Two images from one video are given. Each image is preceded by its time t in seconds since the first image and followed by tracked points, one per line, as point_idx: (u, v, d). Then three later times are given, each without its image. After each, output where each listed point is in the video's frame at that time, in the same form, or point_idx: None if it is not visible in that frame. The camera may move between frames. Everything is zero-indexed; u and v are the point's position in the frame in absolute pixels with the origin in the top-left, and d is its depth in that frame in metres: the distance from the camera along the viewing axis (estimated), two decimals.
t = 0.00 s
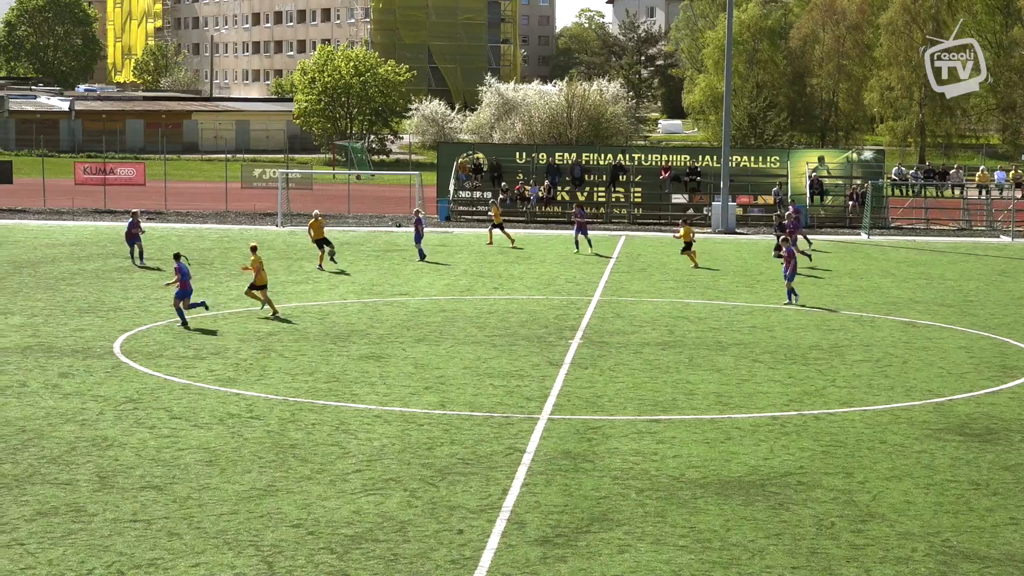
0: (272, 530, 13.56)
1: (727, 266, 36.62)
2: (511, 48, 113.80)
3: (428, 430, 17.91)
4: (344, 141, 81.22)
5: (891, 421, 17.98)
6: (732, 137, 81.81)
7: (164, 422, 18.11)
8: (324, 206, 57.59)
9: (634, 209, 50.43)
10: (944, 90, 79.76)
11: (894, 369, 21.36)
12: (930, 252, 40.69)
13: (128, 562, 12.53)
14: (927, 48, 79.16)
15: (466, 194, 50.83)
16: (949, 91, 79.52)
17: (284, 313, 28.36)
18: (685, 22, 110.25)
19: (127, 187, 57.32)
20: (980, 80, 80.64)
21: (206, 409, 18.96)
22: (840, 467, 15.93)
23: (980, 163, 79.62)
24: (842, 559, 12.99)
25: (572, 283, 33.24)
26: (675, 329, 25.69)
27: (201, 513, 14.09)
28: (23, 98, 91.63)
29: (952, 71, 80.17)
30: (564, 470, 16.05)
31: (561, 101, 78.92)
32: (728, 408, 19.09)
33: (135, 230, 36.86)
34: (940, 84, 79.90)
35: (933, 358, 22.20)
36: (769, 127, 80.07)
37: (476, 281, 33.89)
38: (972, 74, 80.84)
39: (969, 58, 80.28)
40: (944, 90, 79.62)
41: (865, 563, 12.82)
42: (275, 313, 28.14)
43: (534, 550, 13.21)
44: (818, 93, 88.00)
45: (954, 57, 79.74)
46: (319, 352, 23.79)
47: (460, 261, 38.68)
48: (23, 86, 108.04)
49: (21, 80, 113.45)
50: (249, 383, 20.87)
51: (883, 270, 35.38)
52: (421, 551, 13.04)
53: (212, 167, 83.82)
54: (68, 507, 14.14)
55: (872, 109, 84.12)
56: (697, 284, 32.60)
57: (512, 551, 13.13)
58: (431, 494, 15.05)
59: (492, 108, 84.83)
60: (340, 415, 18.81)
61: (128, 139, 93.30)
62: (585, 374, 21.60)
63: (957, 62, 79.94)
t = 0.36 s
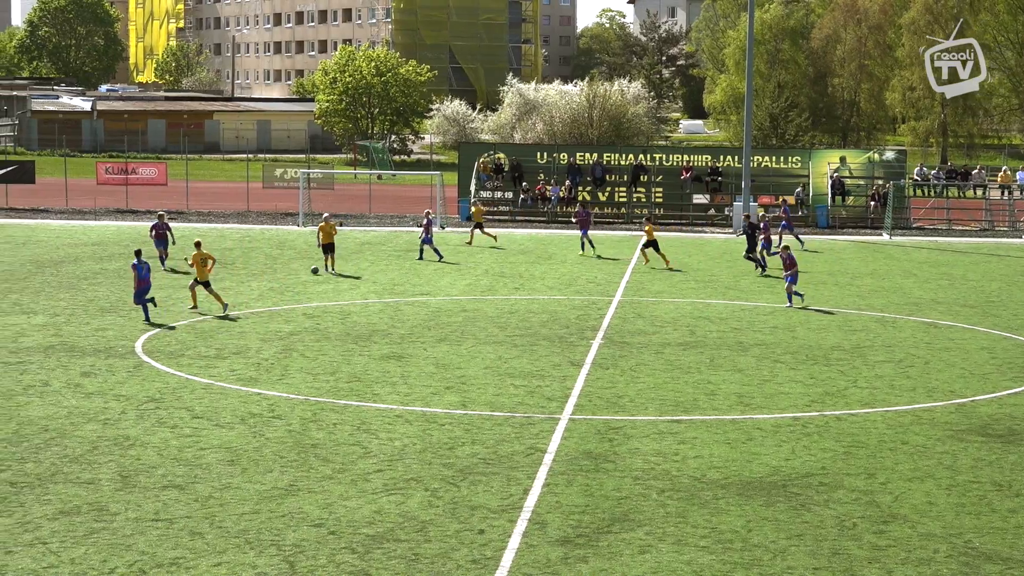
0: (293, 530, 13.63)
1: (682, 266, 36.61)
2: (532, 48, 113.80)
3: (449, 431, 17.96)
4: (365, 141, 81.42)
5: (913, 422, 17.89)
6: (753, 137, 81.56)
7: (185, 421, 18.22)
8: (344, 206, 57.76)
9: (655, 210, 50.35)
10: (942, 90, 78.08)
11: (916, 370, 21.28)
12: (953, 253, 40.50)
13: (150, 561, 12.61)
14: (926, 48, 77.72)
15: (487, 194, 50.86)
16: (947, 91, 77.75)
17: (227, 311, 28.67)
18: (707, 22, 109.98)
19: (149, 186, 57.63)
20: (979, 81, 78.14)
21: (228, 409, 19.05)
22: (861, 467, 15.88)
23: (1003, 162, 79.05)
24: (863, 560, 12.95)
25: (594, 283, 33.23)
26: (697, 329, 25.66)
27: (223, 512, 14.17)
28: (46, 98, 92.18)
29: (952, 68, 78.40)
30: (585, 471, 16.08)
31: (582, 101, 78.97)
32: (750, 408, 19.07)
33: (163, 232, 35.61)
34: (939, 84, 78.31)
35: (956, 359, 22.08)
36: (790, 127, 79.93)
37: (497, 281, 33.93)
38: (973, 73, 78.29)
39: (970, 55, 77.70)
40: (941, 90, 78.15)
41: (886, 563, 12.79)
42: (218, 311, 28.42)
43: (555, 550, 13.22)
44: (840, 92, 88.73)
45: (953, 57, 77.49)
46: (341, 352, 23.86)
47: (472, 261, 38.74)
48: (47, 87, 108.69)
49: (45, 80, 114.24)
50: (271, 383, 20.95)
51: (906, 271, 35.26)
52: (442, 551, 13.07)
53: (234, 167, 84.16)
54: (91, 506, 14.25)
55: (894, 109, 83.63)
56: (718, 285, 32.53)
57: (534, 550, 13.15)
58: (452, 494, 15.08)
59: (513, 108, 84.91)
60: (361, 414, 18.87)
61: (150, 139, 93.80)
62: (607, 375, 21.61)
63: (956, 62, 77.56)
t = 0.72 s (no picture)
0: (345, 530, 13.82)
1: (671, 266, 36.97)
2: (583, 48, 113.62)
3: (500, 431, 18.10)
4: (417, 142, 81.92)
5: (967, 424, 17.76)
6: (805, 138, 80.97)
7: (238, 420, 18.52)
8: (396, 206, 58.24)
9: (707, 210, 50.30)
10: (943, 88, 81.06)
11: (970, 372, 21.09)
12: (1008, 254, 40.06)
13: (203, 559, 12.84)
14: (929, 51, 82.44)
15: (538, 195, 50.99)
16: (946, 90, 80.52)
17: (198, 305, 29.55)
18: (759, 21, 109.31)
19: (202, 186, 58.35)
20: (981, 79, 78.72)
21: (280, 408, 19.30)
22: (915, 470, 15.79)
23: None
24: (915, 563, 12.90)
25: (645, 283, 33.26)
26: (748, 331, 25.60)
27: (275, 511, 14.42)
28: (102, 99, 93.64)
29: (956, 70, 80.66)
30: (637, 472, 16.13)
31: (633, 102, 78.88)
32: (802, 409, 19.00)
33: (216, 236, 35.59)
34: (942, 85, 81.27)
35: (1011, 361, 21.85)
36: (843, 128, 79.32)
37: (548, 281, 34.06)
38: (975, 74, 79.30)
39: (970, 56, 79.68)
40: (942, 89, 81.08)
41: (939, 566, 12.75)
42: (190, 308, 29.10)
43: (607, 551, 13.31)
44: (892, 93, 87.28)
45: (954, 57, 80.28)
46: (393, 352, 24.11)
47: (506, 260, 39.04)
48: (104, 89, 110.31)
49: (100, 82, 116.01)
50: (323, 382, 21.20)
51: (961, 272, 34.91)
52: (494, 552, 13.20)
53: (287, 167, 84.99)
54: (144, 504, 14.53)
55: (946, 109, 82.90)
56: (770, 286, 32.34)
57: (585, 551, 13.25)
58: (503, 494, 15.22)
59: (565, 109, 84.92)
60: (412, 415, 19.05)
61: (203, 139, 95.03)
62: (658, 375, 21.66)
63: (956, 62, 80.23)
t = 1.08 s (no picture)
0: (399, 530, 13.99)
1: (658, 266, 37.42)
2: (640, 49, 113.32)
3: (555, 431, 18.25)
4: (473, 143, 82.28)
5: None
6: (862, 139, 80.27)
7: (294, 420, 18.80)
8: (452, 207, 58.68)
9: (763, 211, 49.89)
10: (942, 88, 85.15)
11: None
12: None
13: (258, 558, 13.01)
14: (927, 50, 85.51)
15: (594, 196, 50.91)
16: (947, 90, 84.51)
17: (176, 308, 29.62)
18: (816, 21, 108.48)
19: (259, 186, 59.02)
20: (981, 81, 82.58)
21: (336, 408, 19.55)
22: (972, 473, 15.70)
23: None
24: (973, 567, 12.83)
25: (700, 285, 33.20)
26: (805, 332, 25.48)
27: (331, 511, 14.62)
28: (161, 100, 95.04)
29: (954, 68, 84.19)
30: (692, 473, 16.17)
31: (689, 103, 78.48)
32: (858, 412, 18.90)
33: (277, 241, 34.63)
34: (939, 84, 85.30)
35: None
36: (900, 129, 78.49)
37: (603, 282, 34.17)
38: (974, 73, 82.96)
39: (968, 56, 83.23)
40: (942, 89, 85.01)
41: (997, 571, 12.66)
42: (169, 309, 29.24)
43: (662, 552, 13.38)
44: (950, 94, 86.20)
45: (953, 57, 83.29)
46: (448, 352, 24.34)
47: (557, 261, 39.28)
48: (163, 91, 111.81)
49: (157, 83, 117.53)
50: (379, 382, 21.44)
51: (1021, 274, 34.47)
52: (549, 552, 13.32)
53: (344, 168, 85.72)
54: (200, 503, 14.77)
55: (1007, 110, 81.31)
56: (825, 287, 32.11)
57: (640, 553, 13.33)
58: (558, 494, 15.36)
59: (621, 111, 84.73)
60: (468, 415, 19.22)
61: (260, 139, 96.15)
62: (713, 376, 21.67)
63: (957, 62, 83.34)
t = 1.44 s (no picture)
0: (458, 530, 14.19)
1: (681, 266, 37.64)
2: (699, 49, 112.91)
3: (613, 431, 18.36)
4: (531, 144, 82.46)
5: None
6: (924, 140, 79.33)
7: (353, 419, 19.09)
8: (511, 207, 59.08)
9: (823, 212, 49.57)
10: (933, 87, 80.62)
11: None
12: None
13: (317, 557, 13.22)
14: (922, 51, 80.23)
15: (652, 197, 50.90)
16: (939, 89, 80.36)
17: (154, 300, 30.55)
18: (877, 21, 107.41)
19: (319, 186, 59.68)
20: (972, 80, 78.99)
21: (395, 408, 19.81)
22: None
23: None
24: None
25: (759, 286, 33.08)
26: (863, 334, 25.34)
27: (389, 510, 14.85)
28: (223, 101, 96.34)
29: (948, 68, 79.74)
30: (751, 475, 16.21)
31: (749, 103, 77.97)
32: (919, 414, 18.86)
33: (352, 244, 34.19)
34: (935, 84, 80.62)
35: None
36: (961, 130, 77.47)
37: (661, 283, 34.20)
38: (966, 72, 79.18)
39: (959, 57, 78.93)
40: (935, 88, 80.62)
41: None
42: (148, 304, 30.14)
43: (720, 554, 13.45)
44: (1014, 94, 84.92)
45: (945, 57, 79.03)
46: (506, 352, 24.56)
47: (613, 261, 39.28)
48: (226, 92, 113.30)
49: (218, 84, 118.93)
50: (437, 382, 21.70)
51: None
52: (608, 553, 13.44)
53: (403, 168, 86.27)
54: (260, 502, 15.03)
55: None
56: (886, 289, 31.81)
57: (698, 554, 13.40)
58: (616, 495, 15.47)
59: (680, 112, 84.42)
60: (526, 415, 19.40)
61: (320, 140, 97.23)
62: (771, 378, 21.64)
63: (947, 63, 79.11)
